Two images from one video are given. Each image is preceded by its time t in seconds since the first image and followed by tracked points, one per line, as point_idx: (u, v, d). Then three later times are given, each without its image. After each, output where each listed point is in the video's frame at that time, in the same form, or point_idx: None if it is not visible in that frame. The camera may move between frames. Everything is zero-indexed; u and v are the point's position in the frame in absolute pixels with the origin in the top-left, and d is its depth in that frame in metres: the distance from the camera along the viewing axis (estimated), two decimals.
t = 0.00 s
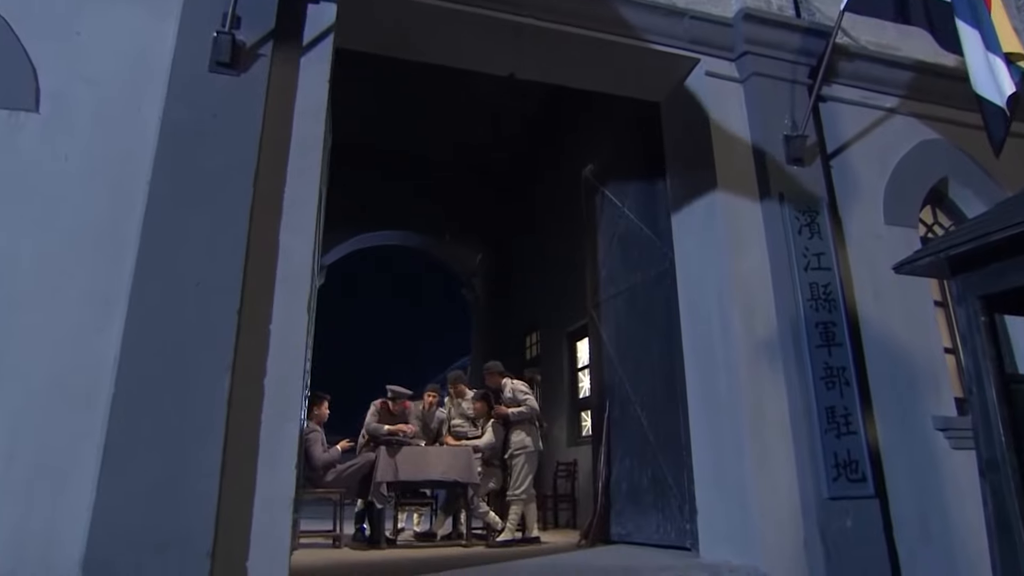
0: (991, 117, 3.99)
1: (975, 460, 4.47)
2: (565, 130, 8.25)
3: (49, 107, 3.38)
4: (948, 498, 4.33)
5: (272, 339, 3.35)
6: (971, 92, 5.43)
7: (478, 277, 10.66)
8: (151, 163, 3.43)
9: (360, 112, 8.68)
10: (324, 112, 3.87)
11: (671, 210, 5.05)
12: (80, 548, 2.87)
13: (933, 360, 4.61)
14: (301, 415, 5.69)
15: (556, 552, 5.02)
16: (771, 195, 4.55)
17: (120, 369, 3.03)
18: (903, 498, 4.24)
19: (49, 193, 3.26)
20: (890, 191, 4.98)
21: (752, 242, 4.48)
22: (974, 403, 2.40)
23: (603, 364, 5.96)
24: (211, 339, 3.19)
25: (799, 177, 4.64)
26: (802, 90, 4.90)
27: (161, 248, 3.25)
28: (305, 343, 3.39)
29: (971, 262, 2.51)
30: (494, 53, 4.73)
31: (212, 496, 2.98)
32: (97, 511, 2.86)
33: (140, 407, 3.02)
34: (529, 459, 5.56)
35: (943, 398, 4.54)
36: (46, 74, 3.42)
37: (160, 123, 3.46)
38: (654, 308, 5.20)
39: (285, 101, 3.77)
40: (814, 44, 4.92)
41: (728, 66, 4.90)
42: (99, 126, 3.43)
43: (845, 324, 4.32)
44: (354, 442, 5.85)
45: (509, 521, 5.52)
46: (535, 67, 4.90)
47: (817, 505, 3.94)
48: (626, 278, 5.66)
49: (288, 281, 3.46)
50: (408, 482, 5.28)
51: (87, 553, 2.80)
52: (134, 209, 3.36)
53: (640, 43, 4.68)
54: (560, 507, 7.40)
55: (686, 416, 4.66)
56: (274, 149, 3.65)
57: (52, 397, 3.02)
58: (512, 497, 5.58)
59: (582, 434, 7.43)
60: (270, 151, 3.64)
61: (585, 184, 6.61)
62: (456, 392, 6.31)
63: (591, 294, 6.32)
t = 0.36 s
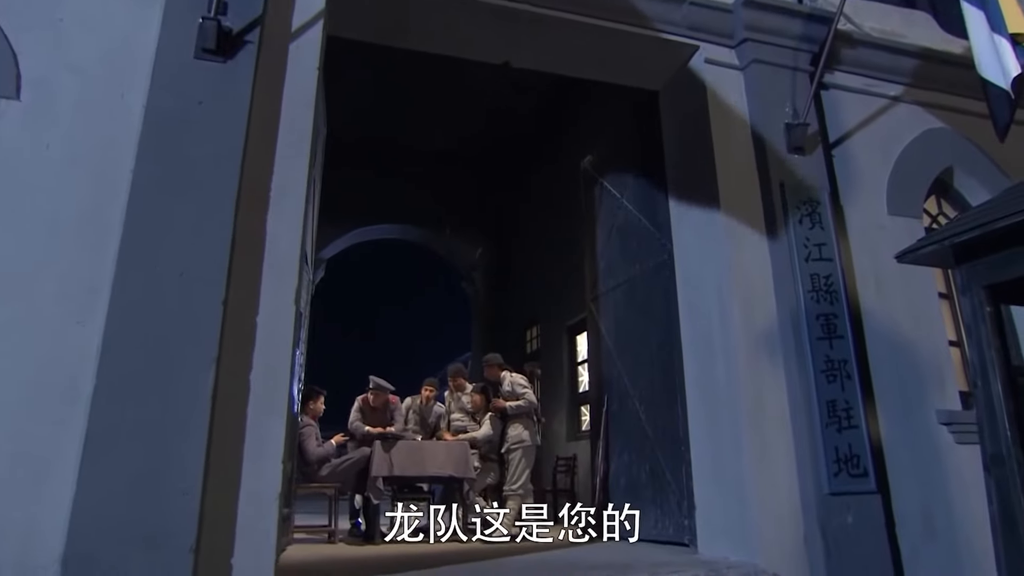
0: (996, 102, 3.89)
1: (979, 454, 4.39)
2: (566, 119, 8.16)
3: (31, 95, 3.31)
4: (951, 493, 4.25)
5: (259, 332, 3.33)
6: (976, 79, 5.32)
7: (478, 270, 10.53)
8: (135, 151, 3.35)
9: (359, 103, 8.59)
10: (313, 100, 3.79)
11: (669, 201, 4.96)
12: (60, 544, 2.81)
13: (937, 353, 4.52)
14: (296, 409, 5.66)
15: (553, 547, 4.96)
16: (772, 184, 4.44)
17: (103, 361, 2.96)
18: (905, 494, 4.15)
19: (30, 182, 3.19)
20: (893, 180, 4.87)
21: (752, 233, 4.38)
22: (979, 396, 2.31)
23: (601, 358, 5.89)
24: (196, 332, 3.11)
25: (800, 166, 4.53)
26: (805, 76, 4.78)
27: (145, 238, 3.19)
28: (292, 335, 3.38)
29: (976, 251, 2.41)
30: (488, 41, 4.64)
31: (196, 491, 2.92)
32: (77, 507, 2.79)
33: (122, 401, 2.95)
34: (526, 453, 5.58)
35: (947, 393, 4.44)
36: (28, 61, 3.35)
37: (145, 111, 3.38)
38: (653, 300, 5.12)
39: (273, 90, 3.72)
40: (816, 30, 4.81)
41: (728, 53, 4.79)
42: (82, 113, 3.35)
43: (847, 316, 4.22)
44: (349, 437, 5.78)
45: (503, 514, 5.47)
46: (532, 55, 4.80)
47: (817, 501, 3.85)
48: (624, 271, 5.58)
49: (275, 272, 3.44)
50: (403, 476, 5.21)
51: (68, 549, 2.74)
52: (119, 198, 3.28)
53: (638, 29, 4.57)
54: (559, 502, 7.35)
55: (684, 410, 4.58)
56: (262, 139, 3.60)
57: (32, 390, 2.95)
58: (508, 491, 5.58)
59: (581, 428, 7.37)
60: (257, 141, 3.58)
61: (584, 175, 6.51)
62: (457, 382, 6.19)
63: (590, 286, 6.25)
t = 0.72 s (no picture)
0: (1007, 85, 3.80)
1: (988, 450, 4.29)
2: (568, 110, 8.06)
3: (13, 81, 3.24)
4: (958, 488, 4.15)
5: (246, 323, 3.26)
6: (984, 66, 5.20)
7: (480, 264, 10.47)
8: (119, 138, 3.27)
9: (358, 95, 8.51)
10: (302, 87, 3.71)
11: (669, 192, 4.86)
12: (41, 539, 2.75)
13: (944, 345, 4.41)
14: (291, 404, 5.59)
15: (551, 543, 4.88)
16: (774, 173, 4.33)
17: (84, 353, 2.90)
18: (910, 489, 4.06)
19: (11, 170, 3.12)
20: (900, 169, 4.76)
21: (753, 222, 4.27)
22: (986, 389, 2.21)
23: (601, 351, 5.81)
24: (181, 323, 3.04)
25: (802, 154, 4.43)
26: (809, 63, 4.66)
27: (129, 227, 3.11)
28: (280, 327, 3.31)
29: (984, 237, 2.31)
30: (483, 27, 4.54)
31: (180, 485, 2.85)
32: (57, 501, 2.72)
33: (104, 393, 2.88)
34: (525, 448, 5.47)
35: (955, 386, 4.34)
36: (10, 47, 3.28)
37: (129, 97, 3.31)
38: (653, 292, 5.02)
39: (262, 77, 3.65)
40: (820, 15, 4.70)
41: (729, 39, 4.68)
42: (65, 100, 3.28)
43: (851, 307, 4.11)
44: (346, 432, 5.72)
45: (504, 511, 5.36)
46: (529, 42, 4.70)
47: (819, 496, 3.76)
48: (624, 263, 5.49)
49: (263, 262, 3.37)
50: (399, 472, 5.14)
51: (47, 544, 2.67)
52: (102, 186, 3.21)
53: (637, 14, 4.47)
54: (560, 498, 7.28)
55: (684, 403, 4.49)
56: (250, 126, 3.53)
57: (13, 382, 2.89)
58: (507, 486, 5.49)
59: (582, 422, 7.29)
60: (245, 129, 3.51)
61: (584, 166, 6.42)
62: (457, 375, 6.09)
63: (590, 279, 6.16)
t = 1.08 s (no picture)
0: None
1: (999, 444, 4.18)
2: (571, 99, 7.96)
3: None
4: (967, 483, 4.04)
5: (235, 314, 3.21)
6: (995, 51, 5.07)
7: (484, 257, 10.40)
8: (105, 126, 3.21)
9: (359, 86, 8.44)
10: (293, 75, 3.65)
11: (671, 181, 4.77)
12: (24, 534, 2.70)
13: (954, 337, 4.30)
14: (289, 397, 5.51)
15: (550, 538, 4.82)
16: (778, 160, 4.22)
17: (69, 345, 2.84)
18: (919, 485, 3.96)
19: None
20: (908, 156, 4.64)
21: (757, 211, 4.17)
22: (997, 381, 2.11)
23: (603, 344, 5.73)
24: (167, 314, 2.99)
25: (807, 141, 4.31)
26: (814, 47, 4.54)
27: (115, 217, 3.05)
28: (269, 318, 3.25)
29: (995, 223, 2.20)
30: (480, 13, 4.45)
31: (166, 479, 2.80)
32: (41, 495, 2.67)
33: (89, 385, 2.82)
34: (525, 442, 5.35)
35: (966, 379, 4.23)
36: None
37: (115, 85, 3.24)
38: (655, 283, 4.93)
39: (253, 63, 3.58)
40: None
41: (732, 24, 4.57)
42: (51, 88, 3.22)
43: (857, 298, 4.01)
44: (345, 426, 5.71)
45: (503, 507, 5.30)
46: (526, 28, 4.61)
47: (823, 491, 3.67)
48: (625, 254, 5.41)
49: (252, 252, 3.32)
50: (397, 467, 5.13)
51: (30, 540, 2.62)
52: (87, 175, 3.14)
53: None
54: (563, 492, 7.22)
55: (686, 396, 4.41)
56: (240, 114, 3.46)
57: None
58: (506, 480, 5.37)
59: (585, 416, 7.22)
60: (235, 117, 3.44)
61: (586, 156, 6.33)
62: (457, 368, 5.96)
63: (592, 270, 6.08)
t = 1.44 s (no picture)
0: None
1: (1014, 438, 4.06)
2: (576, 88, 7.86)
3: None
4: (981, 479, 3.93)
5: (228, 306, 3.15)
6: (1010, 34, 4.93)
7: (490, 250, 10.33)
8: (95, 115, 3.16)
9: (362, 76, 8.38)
10: (287, 63, 3.58)
11: (676, 169, 4.67)
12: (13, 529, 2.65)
13: (968, 328, 4.17)
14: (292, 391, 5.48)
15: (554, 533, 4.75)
16: (785, 147, 4.11)
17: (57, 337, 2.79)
18: (930, 480, 3.85)
19: None
20: (921, 143, 4.51)
21: (764, 199, 4.06)
22: (1013, 372, 2.01)
23: (608, 336, 5.65)
24: (158, 305, 2.93)
25: (814, 127, 4.20)
26: (823, 31, 4.41)
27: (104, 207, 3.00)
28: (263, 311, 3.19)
29: (1011, 206, 2.10)
30: None
31: (156, 473, 2.75)
32: (28, 490, 2.63)
33: (78, 378, 2.78)
34: (528, 437, 5.28)
35: (980, 372, 4.11)
36: None
37: (105, 73, 3.18)
38: (660, 274, 4.84)
39: (246, 51, 3.52)
40: None
41: (738, 8, 4.44)
42: (40, 77, 3.17)
43: (867, 288, 3.90)
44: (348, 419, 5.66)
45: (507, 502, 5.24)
46: (526, 15, 4.51)
47: (832, 487, 3.57)
48: (629, 245, 5.32)
49: (245, 243, 3.25)
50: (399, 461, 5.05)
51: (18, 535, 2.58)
52: (77, 165, 3.09)
53: None
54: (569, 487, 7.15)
55: (692, 389, 4.31)
56: (232, 103, 3.40)
57: None
58: (509, 475, 5.31)
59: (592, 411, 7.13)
60: (228, 105, 3.38)
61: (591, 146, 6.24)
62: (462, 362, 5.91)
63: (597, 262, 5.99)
